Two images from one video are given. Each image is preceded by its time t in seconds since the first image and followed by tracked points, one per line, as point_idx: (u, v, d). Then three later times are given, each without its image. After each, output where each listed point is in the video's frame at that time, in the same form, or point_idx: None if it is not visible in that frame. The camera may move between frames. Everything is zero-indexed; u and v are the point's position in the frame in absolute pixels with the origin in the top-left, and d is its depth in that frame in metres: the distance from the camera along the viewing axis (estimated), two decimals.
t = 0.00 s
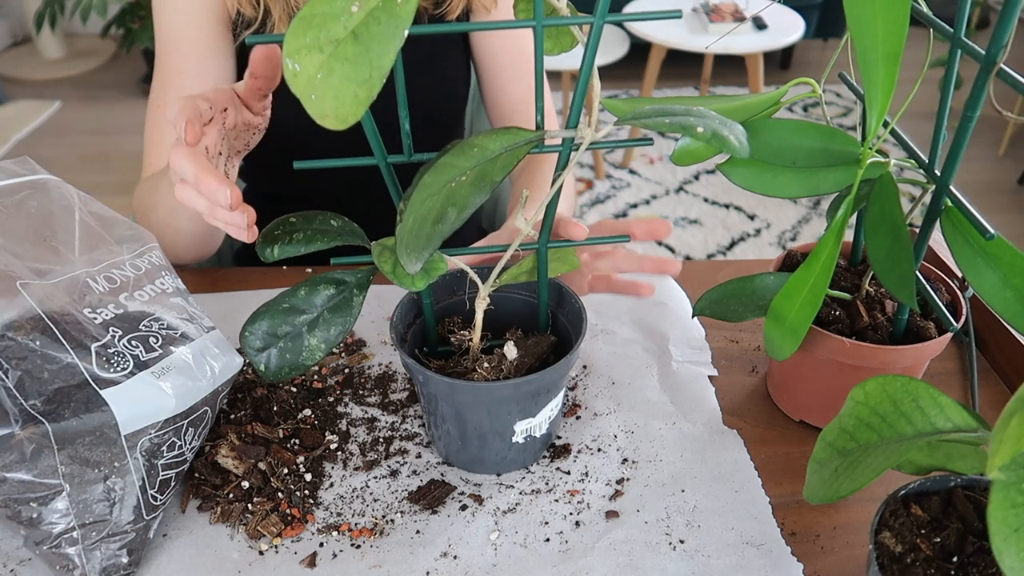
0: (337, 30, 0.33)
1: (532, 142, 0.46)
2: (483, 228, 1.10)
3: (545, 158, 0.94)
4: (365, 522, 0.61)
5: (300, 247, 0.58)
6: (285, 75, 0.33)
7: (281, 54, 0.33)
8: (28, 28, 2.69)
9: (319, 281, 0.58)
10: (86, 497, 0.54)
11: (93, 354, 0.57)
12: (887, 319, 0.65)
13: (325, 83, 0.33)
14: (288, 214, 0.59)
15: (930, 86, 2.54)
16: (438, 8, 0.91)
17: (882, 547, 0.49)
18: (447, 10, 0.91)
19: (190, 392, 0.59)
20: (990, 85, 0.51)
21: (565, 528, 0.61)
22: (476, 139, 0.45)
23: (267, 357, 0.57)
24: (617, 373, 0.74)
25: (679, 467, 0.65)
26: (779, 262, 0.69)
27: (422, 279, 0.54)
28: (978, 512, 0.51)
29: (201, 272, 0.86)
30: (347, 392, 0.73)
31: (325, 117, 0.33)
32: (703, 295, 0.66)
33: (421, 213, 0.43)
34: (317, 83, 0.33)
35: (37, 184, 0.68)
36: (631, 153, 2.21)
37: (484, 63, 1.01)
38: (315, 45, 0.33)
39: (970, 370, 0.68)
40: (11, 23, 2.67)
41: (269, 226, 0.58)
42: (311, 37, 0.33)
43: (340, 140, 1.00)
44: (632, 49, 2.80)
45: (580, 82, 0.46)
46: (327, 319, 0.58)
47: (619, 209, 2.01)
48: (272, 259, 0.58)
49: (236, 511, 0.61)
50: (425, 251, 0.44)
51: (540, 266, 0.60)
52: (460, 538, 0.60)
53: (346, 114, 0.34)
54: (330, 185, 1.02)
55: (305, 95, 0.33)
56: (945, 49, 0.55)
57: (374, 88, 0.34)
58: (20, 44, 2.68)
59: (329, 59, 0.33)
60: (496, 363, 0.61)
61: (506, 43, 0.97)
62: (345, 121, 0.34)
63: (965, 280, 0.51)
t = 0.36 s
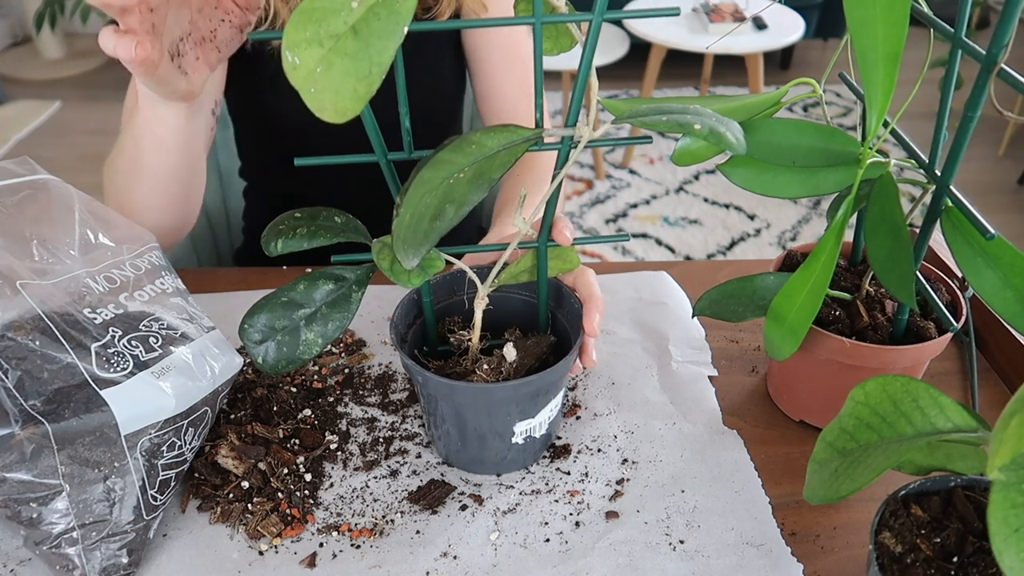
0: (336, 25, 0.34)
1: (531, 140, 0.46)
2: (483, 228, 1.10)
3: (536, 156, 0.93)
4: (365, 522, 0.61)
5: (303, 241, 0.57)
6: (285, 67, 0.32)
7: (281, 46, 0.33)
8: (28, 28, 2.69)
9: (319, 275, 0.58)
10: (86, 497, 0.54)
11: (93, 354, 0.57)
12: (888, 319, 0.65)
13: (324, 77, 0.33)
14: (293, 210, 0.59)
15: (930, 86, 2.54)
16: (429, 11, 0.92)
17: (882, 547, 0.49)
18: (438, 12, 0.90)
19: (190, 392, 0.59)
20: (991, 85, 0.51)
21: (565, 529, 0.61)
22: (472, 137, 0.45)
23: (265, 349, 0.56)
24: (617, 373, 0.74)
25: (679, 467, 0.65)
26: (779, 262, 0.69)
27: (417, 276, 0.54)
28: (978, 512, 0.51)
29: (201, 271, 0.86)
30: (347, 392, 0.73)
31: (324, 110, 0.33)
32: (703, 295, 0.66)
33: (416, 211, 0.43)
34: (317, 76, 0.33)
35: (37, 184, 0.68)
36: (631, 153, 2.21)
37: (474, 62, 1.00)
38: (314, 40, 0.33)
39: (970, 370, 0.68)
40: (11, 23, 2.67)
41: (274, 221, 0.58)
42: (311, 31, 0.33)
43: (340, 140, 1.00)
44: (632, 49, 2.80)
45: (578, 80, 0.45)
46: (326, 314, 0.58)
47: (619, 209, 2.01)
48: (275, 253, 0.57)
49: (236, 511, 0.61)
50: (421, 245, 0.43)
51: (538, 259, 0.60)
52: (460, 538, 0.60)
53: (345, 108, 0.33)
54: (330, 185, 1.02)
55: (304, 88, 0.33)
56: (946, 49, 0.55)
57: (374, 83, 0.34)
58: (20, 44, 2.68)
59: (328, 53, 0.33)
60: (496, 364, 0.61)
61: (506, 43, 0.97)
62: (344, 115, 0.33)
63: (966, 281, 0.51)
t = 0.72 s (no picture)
0: None
1: (514, 93, 0.47)
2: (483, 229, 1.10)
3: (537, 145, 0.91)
4: (365, 522, 0.61)
5: (306, 188, 0.57)
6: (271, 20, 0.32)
7: None
8: (28, 28, 2.69)
9: (313, 215, 0.59)
10: (86, 497, 0.54)
11: (93, 354, 0.57)
12: (888, 319, 0.65)
13: (310, 29, 0.33)
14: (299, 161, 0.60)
15: (930, 87, 2.54)
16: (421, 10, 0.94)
17: (882, 547, 0.49)
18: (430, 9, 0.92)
19: (190, 392, 0.59)
20: (991, 85, 0.51)
21: (565, 528, 0.61)
22: (456, 88, 0.46)
23: (257, 276, 0.57)
24: (617, 373, 0.74)
25: (679, 467, 0.65)
26: (779, 262, 0.69)
27: (404, 223, 0.55)
28: (978, 512, 0.51)
29: (202, 272, 0.86)
30: (347, 392, 0.73)
31: (311, 61, 0.33)
32: (703, 295, 0.66)
33: (405, 154, 0.45)
34: (303, 29, 0.33)
35: (37, 184, 0.68)
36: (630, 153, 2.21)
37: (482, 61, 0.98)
38: None
39: (969, 370, 0.68)
40: (12, 23, 2.67)
41: (280, 170, 0.59)
42: None
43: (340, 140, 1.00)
44: (632, 49, 2.80)
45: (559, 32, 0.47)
46: (316, 253, 0.58)
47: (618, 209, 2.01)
48: (280, 200, 0.58)
49: (236, 511, 0.61)
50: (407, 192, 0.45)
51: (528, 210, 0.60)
52: (460, 538, 0.60)
53: (331, 60, 0.34)
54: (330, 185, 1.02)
55: (291, 40, 0.33)
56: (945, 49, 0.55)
57: (360, 36, 0.34)
58: (20, 44, 2.68)
59: (315, 6, 0.33)
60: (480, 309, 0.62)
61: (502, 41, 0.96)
62: (330, 67, 0.34)
63: (966, 281, 0.51)
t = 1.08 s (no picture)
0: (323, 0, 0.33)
1: (520, 119, 0.46)
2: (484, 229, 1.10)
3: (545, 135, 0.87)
4: (365, 522, 0.61)
5: (317, 210, 0.57)
6: (267, 42, 0.33)
7: (264, 20, 0.33)
8: (28, 28, 2.69)
9: (321, 246, 0.58)
10: (86, 497, 0.54)
11: (93, 354, 0.57)
12: (888, 319, 0.65)
13: (309, 50, 0.33)
14: (312, 179, 0.59)
15: (930, 87, 2.54)
16: None
17: (882, 547, 0.49)
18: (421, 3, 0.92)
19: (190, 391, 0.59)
20: (991, 85, 0.51)
21: (565, 528, 0.61)
22: (461, 113, 0.46)
23: (276, 314, 0.56)
24: (617, 373, 0.74)
25: (678, 467, 0.65)
26: (779, 262, 0.69)
27: (408, 248, 0.55)
28: (978, 512, 0.51)
29: (202, 272, 0.86)
30: (347, 392, 0.73)
31: (308, 82, 0.33)
32: (703, 295, 0.66)
33: (410, 180, 0.44)
34: (302, 50, 0.33)
35: (36, 184, 0.68)
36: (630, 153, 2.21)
37: (480, 54, 0.92)
38: (299, 14, 0.33)
39: (969, 370, 0.68)
40: (12, 24, 2.68)
41: (293, 189, 0.59)
42: (297, 5, 0.33)
43: (340, 140, 1.00)
44: (632, 49, 2.80)
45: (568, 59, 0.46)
46: (328, 283, 0.57)
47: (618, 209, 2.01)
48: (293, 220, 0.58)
49: (236, 511, 0.61)
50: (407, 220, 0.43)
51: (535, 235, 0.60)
52: (460, 538, 0.60)
53: (329, 81, 0.33)
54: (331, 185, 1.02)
55: (289, 62, 0.33)
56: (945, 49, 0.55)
57: (362, 57, 0.34)
58: (20, 44, 2.68)
59: (314, 28, 0.33)
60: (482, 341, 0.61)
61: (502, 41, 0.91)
62: (327, 87, 0.33)
63: (965, 281, 0.51)
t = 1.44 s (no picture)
0: (332, 74, 0.31)
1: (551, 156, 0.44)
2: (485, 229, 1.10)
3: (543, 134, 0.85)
4: (365, 522, 0.61)
5: (318, 205, 0.57)
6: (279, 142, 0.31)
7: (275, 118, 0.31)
8: (27, 28, 2.69)
9: (334, 259, 0.58)
10: (86, 497, 0.54)
11: (93, 354, 0.57)
12: (888, 319, 0.65)
13: (324, 134, 0.31)
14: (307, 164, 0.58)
15: (930, 87, 2.54)
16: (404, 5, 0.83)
17: (882, 546, 0.49)
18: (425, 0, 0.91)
19: (189, 391, 0.59)
20: (990, 85, 0.51)
21: (565, 528, 0.61)
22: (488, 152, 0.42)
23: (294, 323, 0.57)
24: (617, 373, 0.74)
25: (678, 467, 0.65)
26: (779, 262, 0.69)
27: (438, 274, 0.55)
28: (978, 512, 0.51)
29: (201, 272, 0.86)
30: (347, 392, 0.73)
31: (326, 171, 0.32)
32: (703, 295, 0.66)
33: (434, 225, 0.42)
34: (316, 136, 0.31)
35: (37, 183, 0.68)
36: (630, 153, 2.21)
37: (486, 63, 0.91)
38: (310, 96, 0.31)
39: (969, 370, 0.68)
40: (12, 24, 2.68)
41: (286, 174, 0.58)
42: (305, 91, 0.31)
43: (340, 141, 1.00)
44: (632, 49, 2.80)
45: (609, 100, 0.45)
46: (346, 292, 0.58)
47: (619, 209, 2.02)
48: (291, 212, 0.58)
49: (236, 511, 0.61)
50: (428, 265, 0.42)
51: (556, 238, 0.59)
52: (460, 537, 0.60)
53: (348, 162, 0.32)
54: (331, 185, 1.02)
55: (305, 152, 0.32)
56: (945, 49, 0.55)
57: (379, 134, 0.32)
58: (20, 44, 2.68)
59: (325, 106, 0.31)
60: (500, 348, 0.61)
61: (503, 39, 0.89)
62: (348, 169, 0.32)
63: (965, 281, 0.51)
